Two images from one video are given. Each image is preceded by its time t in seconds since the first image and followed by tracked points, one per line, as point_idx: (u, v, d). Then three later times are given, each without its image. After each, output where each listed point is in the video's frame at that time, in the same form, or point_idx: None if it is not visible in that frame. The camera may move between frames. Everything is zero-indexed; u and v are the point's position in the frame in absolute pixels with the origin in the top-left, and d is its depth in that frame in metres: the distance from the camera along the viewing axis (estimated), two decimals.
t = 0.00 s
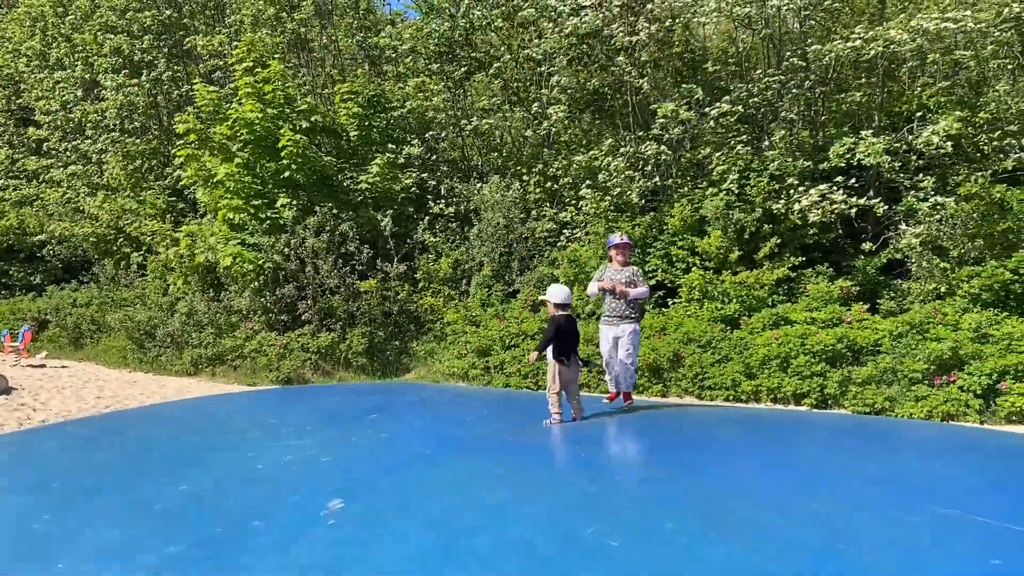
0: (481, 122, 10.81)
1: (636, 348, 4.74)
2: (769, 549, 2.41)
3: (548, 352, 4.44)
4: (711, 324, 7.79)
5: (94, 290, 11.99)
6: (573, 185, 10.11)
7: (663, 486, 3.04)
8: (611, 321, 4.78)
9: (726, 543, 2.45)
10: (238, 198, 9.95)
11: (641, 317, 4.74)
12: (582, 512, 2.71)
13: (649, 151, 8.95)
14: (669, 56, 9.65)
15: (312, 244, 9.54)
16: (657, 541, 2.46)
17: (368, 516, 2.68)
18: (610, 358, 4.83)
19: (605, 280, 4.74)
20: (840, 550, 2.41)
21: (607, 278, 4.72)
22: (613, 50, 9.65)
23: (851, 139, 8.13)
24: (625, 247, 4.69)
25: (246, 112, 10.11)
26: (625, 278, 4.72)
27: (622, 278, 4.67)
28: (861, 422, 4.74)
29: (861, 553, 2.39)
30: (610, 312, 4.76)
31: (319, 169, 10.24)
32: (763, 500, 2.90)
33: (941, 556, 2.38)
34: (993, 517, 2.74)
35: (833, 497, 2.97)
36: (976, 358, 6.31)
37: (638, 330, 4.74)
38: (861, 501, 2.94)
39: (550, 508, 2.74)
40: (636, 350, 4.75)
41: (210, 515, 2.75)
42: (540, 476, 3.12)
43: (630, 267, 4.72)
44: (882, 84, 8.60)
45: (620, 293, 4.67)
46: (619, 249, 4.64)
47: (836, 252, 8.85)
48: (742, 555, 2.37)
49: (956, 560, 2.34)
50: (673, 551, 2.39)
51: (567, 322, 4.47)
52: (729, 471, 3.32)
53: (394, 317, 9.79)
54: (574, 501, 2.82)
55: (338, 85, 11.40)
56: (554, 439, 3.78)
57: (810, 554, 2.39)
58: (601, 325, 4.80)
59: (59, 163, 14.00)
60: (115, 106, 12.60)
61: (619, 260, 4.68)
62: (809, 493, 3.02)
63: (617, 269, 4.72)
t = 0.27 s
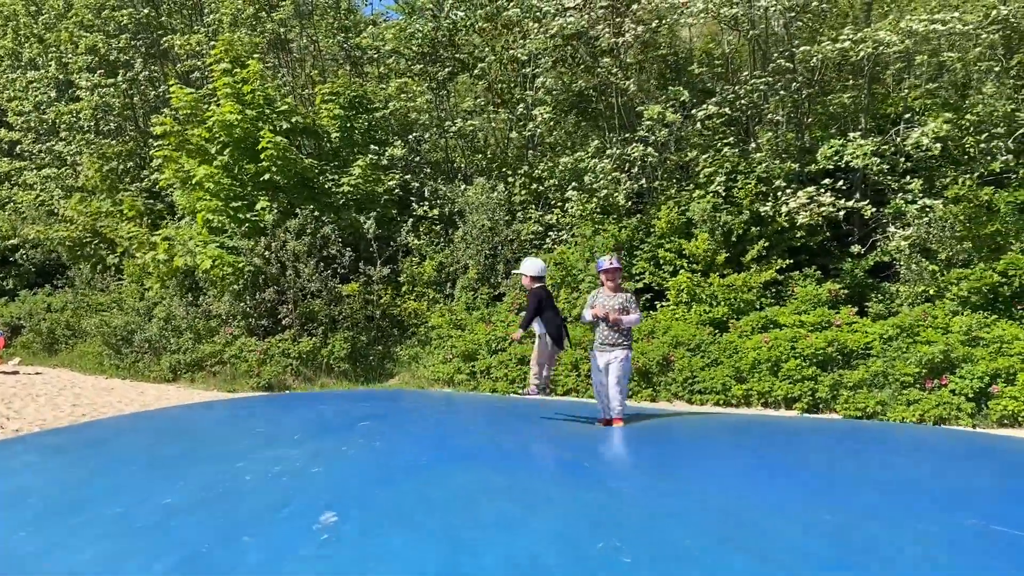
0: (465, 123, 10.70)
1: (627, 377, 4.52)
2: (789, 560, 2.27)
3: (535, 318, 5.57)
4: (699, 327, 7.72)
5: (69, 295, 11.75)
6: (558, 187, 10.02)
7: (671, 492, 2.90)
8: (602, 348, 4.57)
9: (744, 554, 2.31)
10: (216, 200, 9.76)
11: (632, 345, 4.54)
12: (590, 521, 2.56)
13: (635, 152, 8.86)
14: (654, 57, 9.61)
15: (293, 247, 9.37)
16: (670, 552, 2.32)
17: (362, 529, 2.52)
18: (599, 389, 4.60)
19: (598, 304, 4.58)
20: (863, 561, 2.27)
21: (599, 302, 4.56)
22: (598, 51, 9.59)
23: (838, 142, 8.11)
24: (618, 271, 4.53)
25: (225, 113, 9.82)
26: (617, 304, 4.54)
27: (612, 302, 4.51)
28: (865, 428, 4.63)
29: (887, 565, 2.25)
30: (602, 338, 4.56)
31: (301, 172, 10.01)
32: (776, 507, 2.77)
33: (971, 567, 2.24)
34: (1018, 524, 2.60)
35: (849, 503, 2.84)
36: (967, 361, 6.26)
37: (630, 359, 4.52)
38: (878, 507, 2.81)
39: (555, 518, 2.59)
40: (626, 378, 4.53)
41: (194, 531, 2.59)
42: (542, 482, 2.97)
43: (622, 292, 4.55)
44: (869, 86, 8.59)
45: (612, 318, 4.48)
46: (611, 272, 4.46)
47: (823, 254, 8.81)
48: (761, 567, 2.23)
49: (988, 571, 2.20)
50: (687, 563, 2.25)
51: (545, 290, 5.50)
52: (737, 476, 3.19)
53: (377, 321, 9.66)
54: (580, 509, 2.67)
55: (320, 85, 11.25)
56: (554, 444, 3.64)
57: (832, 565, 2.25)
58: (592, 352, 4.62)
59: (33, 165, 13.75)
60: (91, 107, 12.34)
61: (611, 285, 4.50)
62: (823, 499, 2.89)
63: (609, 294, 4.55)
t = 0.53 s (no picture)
0: (451, 119, 10.60)
1: (629, 350, 4.58)
2: (812, 566, 2.17)
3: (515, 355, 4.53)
4: (689, 324, 7.66)
5: (46, 293, 11.52)
6: (546, 184, 9.94)
7: (683, 492, 2.80)
8: (602, 324, 4.61)
9: (764, 560, 2.21)
10: (198, 197, 9.59)
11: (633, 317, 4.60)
12: (601, 525, 2.46)
13: (624, 148, 8.79)
14: (642, 53, 9.55)
15: (277, 245, 9.23)
16: (686, 558, 2.22)
17: (363, 539, 2.42)
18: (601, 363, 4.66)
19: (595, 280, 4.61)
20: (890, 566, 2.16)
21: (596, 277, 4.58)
22: (586, 46, 9.52)
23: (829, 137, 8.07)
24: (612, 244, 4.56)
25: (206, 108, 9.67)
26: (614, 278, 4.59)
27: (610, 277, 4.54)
28: (875, 424, 4.54)
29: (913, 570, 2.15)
30: (601, 314, 4.59)
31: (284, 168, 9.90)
32: (793, 507, 2.67)
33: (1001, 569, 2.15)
34: None
35: (868, 503, 2.74)
36: (960, 357, 6.24)
37: (632, 332, 4.58)
38: (898, 507, 2.71)
39: (564, 523, 2.49)
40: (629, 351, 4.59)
41: (186, 541, 2.48)
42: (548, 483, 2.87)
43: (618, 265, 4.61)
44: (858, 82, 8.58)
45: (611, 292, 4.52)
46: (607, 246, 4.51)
47: (812, 251, 8.79)
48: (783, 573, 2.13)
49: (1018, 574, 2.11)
50: (704, 570, 2.15)
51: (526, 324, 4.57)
52: (749, 473, 3.09)
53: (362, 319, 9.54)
54: (590, 512, 2.57)
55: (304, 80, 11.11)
56: (558, 443, 3.54)
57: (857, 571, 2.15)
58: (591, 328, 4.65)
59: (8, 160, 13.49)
60: (69, 101, 12.17)
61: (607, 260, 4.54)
62: (841, 498, 2.79)
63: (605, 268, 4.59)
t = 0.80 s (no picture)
0: (437, 111, 10.48)
1: (627, 368, 4.29)
2: (831, 561, 2.06)
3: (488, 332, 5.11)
4: (680, 318, 7.59)
5: (25, 288, 11.31)
6: (534, 176, 9.83)
7: (694, 489, 2.67)
8: (599, 338, 4.32)
9: (786, 559, 2.08)
10: (180, 190, 9.41)
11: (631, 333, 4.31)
12: (611, 524, 2.32)
13: (613, 141, 8.70)
14: (629, 45, 9.49)
15: (261, 239, 9.06)
16: (702, 556, 2.08)
17: (359, 544, 2.28)
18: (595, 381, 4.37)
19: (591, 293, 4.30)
20: (914, 562, 2.06)
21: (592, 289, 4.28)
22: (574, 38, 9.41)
23: (819, 129, 8.00)
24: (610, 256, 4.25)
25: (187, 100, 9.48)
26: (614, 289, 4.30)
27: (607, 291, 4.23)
28: (887, 423, 4.42)
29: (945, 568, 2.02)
30: (599, 328, 4.31)
31: (267, 161, 9.75)
32: (812, 505, 2.54)
33: None
34: None
35: (891, 501, 2.61)
36: (953, 351, 6.20)
37: (629, 350, 4.28)
38: (921, 505, 2.58)
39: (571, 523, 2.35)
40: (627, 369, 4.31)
41: (171, 550, 2.34)
42: (553, 483, 2.73)
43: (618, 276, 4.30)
44: (848, 74, 8.55)
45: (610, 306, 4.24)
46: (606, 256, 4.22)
47: (802, 244, 8.73)
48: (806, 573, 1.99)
49: None
50: (719, 565, 2.03)
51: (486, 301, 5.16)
52: (762, 470, 2.96)
53: (348, 314, 9.43)
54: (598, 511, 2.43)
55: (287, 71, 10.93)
56: (560, 443, 3.41)
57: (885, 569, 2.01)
58: (588, 344, 4.36)
59: None
60: (48, 92, 11.96)
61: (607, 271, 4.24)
62: (860, 496, 2.66)
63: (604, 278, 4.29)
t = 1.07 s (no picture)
0: (425, 99, 10.36)
1: (627, 340, 4.43)
2: (851, 557, 1.97)
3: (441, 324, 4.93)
4: (672, 309, 7.52)
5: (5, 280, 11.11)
6: (523, 166, 9.73)
7: (704, 483, 2.57)
8: (600, 311, 4.45)
9: (805, 555, 1.98)
10: (164, 180, 9.24)
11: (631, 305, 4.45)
12: (619, 521, 2.22)
13: (604, 130, 8.60)
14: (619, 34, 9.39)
15: (246, 230, 8.92)
16: (716, 553, 1.98)
17: (357, 548, 2.18)
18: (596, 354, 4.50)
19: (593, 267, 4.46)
20: (937, 556, 1.96)
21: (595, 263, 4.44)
22: (564, 26, 9.30)
23: (812, 118, 7.90)
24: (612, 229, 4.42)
25: (169, 89, 9.21)
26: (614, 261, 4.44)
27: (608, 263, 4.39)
28: (894, 416, 4.33)
29: (973, 563, 1.91)
30: (600, 301, 4.43)
31: (253, 151, 9.60)
32: (828, 497, 2.44)
33: None
34: None
35: (904, 492, 2.52)
36: (948, 341, 6.15)
37: (630, 321, 4.42)
38: (939, 497, 2.48)
39: (578, 521, 2.25)
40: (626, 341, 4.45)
41: (160, 555, 2.24)
42: (555, 480, 2.63)
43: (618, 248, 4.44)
44: (840, 63, 8.49)
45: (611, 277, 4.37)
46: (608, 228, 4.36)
47: (794, 236, 8.67)
48: (826, 570, 1.89)
49: None
50: (734, 564, 1.93)
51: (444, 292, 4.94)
52: (769, 462, 2.86)
53: (335, 306, 9.31)
54: (606, 508, 2.33)
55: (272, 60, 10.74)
56: (560, 437, 3.31)
57: (910, 565, 1.91)
58: (589, 316, 4.49)
59: None
60: (26, 80, 11.77)
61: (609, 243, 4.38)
62: (876, 486, 2.56)
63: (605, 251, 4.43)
